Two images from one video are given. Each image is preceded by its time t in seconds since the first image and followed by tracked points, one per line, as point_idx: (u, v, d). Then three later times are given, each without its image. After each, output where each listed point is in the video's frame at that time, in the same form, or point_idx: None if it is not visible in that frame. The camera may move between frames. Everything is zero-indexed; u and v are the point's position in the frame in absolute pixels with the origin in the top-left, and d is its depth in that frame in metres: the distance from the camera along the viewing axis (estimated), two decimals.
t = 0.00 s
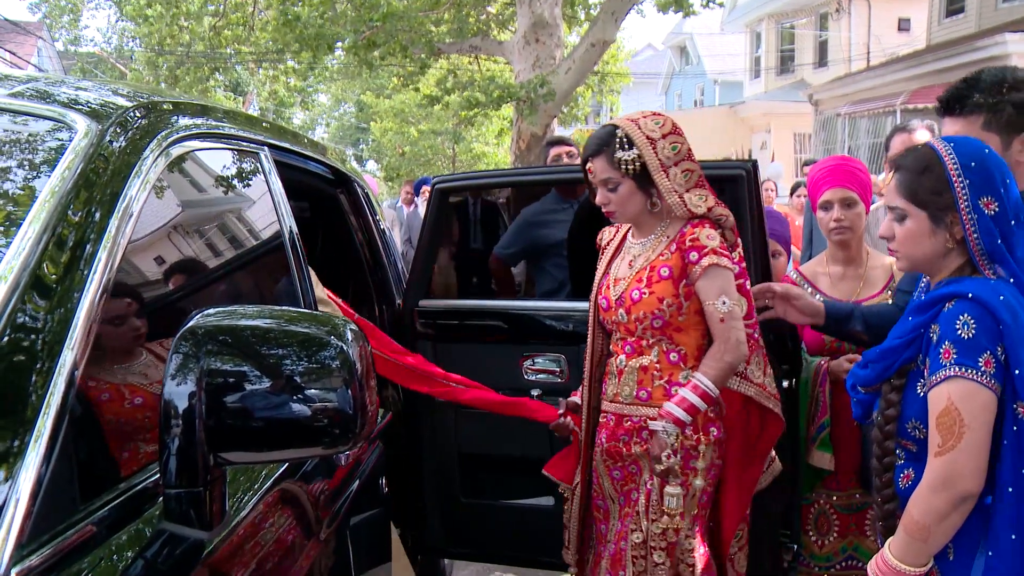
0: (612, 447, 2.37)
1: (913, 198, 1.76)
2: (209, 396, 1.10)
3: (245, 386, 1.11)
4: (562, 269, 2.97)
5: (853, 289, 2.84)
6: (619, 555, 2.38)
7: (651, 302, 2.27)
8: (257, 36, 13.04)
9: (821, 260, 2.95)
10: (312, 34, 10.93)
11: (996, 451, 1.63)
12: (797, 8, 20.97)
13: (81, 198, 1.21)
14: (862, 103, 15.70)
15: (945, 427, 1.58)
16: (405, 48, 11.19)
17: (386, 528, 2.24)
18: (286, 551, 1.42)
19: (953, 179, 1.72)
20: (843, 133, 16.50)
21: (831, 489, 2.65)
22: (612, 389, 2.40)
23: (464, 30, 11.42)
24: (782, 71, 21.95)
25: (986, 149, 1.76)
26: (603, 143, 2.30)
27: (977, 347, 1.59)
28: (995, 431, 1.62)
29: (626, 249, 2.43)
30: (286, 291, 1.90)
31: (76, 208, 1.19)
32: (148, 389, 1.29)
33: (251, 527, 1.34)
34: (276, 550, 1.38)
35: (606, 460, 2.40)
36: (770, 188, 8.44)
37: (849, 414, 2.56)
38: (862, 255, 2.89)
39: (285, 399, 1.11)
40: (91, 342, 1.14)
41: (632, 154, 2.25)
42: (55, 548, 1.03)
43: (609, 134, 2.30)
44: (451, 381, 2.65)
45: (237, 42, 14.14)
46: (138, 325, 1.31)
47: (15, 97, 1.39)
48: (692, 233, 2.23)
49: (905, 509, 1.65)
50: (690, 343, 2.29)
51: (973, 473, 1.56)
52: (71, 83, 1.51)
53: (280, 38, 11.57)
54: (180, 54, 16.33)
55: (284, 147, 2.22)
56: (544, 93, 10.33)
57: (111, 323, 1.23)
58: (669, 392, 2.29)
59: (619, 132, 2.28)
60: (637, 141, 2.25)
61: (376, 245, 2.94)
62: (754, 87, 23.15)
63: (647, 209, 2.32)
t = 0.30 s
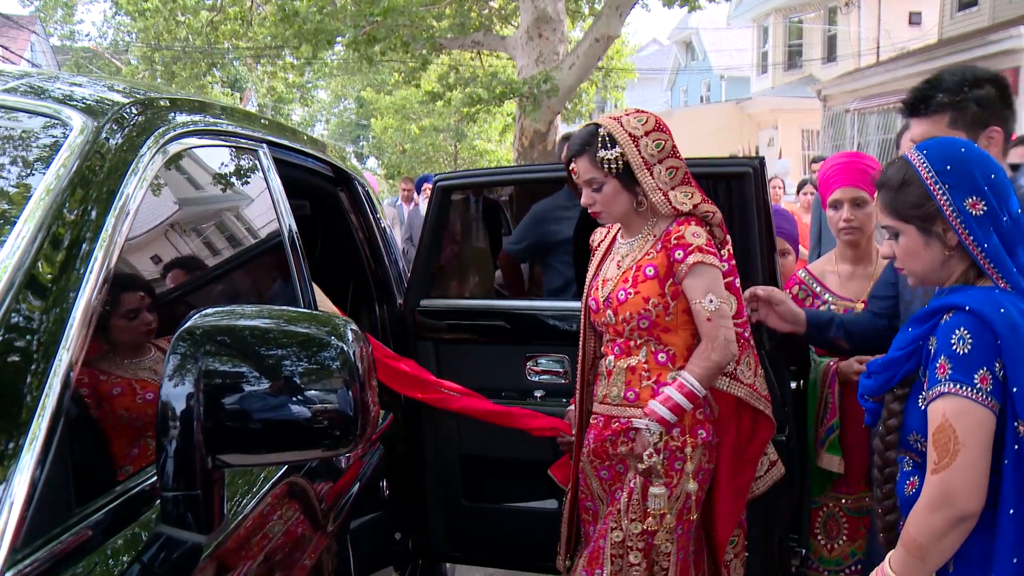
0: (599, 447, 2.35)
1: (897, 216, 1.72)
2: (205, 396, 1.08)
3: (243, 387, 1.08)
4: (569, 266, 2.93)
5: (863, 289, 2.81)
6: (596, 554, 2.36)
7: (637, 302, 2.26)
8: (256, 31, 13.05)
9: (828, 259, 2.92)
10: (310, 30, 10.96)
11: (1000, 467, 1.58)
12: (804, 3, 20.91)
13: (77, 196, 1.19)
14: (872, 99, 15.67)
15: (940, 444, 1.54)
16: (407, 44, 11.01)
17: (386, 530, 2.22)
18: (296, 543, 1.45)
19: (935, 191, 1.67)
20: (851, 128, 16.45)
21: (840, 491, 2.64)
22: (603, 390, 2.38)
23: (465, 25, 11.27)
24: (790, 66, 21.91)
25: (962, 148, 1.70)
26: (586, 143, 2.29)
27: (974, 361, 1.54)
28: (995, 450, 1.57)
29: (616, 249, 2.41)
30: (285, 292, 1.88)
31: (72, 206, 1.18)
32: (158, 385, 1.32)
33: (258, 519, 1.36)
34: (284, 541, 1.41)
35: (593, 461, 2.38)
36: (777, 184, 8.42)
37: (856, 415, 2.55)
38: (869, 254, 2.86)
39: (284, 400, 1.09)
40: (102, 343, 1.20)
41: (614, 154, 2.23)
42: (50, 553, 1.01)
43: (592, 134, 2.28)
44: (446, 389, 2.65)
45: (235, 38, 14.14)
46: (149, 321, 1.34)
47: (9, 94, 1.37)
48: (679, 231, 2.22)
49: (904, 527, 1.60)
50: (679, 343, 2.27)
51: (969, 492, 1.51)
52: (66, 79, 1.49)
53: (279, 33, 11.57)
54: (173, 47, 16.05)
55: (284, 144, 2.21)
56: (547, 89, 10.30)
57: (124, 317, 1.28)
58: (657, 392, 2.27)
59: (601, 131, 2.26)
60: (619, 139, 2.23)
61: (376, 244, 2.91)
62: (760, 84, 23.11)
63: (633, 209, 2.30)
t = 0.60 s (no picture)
0: (577, 453, 2.33)
1: (901, 215, 1.69)
2: (203, 396, 1.06)
3: (241, 388, 1.07)
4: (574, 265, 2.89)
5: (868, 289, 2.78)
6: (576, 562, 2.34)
7: (617, 303, 2.23)
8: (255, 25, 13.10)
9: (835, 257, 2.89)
10: (310, 25, 11.05)
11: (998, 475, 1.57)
12: None
13: (72, 194, 1.17)
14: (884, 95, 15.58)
15: (937, 451, 1.53)
16: (409, 39, 10.90)
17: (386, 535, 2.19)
18: (298, 542, 1.47)
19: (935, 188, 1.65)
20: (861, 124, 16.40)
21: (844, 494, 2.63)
22: (580, 394, 2.37)
23: (468, 20, 11.18)
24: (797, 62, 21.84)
25: (968, 144, 1.68)
26: (574, 140, 2.27)
27: (971, 367, 1.52)
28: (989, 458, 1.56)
29: (602, 248, 2.39)
30: (284, 291, 1.86)
31: (67, 205, 1.16)
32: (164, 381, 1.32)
33: (269, 508, 1.41)
34: (299, 530, 1.48)
35: (574, 468, 2.36)
36: (785, 183, 8.41)
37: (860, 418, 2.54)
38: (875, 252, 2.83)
39: (284, 401, 1.07)
40: (111, 338, 1.21)
41: (602, 153, 2.21)
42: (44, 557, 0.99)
43: (579, 132, 2.27)
44: (442, 400, 2.67)
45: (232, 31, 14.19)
46: (157, 314, 1.36)
47: (3, 90, 1.35)
48: (664, 232, 2.21)
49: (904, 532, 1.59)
50: (658, 347, 2.24)
51: (967, 499, 1.50)
52: (60, 74, 1.47)
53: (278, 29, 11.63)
54: (170, 41, 16.36)
55: (283, 141, 2.19)
56: (551, 84, 10.28)
57: (131, 311, 1.29)
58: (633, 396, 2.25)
59: (589, 129, 2.24)
60: (608, 137, 2.21)
61: (377, 242, 2.91)
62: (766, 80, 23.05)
63: (619, 208, 2.28)
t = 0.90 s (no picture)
0: (549, 453, 2.33)
1: (891, 211, 1.68)
2: (200, 397, 1.04)
3: (239, 389, 1.05)
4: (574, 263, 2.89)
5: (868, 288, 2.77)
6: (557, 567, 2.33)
7: (596, 298, 2.21)
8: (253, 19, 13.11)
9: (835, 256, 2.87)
10: (307, 19, 11.06)
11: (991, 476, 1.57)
12: None
13: (66, 190, 1.15)
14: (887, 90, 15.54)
15: (942, 458, 1.50)
16: (408, 32, 11.00)
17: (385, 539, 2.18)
18: (294, 546, 1.45)
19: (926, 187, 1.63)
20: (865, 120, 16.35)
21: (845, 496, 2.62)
22: (551, 392, 2.35)
23: (469, 14, 11.13)
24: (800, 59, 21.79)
25: (960, 141, 1.66)
26: (564, 126, 2.22)
27: (973, 370, 1.50)
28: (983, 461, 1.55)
29: (580, 242, 2.37)
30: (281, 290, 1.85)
31: (60, 202, 1.14)
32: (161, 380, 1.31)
33: (280, 492, 1.49)
34: (308, 514, 1.57)
35: (546, 470, 2.35)
36: (790, 181, 8.40)
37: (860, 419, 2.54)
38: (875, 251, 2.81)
39: (281, 403, 1.05)
40: (113, 330, 1.21)
41: (593, 140, 2.18)
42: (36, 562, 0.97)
43: (570, 118, 2.22)
44: (418, 417, 2.53)
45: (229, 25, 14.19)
46: (155, 303, 1.36)
47: None
48: (648, 229, 2.18)
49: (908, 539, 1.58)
50: (633, 345, 2.23)
51: (971, 505, 1.49)
52: (52, 68, 1.45)
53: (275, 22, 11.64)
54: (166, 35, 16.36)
55: (279, 137, 2.16)
56: (553, 80, 10.24)
57: (126, 300, 1.26)
58: (606, 394, 2.24)
59: (580, 116, 2.21)
60: (598, 126, 2.18)
61: (376, 240, 2.87)
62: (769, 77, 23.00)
63: (604, 201, 2.25)
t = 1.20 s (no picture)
0: (541, 454, 2.30)
1: (867, 199, 1.66)
2: (194, 398, 1.03)
3: (235, 388, 1.03)
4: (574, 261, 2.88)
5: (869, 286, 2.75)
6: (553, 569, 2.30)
7: (596, 295, 2.19)
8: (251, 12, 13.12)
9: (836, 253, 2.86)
10: (304, 14, 11.08)
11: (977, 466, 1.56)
12: None
13: (58, 186, 1.13)
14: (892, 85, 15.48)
15: (934, 451, 1.48)
16: (406, 25, 10.72)
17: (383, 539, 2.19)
18: (290, 546, 1.44)
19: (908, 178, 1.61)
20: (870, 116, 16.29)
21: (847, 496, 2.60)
22: (542, 391, 2.33)
23: (470, 8, 11.05)
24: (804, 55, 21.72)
25: (944, 138, 1.64)
26: (575, 116, 2.19)
27: (961, 362, 1.48)
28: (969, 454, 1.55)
29: (569, 238, 2.34)
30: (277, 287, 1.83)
31: (53, 197, 1.12)
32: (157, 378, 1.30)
33: (280, 490, 1.48)
34: (306, 518, 1.55)
35: (535, 471, 2.33)
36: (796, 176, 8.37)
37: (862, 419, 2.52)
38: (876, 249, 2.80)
39: (279, 402, 1.04)
40: (109, 327, 1.19)
41: (605, 130, 2.18)
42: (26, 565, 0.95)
43: (579, 108, 2.20)
44: (393, 407, 2.45)
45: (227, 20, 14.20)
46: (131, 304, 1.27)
47: None
48: (648, 225, 2.17)
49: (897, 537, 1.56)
50: (629, 343, 2.23)
51: (964, 498, 1.48)
52: (44, 61, 1.43)
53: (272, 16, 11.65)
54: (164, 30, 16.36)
55: (276, 133, 2.15)
56: (554, 75, 10.21)
57: (105, 301, 1.19)
58: (601, 393, 2.22)
59: (589, 107, 2.19)
60: (610, 117, 2.18)
61: (375, 237, 2.86)
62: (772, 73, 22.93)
63: (608, 195, 2.24)
